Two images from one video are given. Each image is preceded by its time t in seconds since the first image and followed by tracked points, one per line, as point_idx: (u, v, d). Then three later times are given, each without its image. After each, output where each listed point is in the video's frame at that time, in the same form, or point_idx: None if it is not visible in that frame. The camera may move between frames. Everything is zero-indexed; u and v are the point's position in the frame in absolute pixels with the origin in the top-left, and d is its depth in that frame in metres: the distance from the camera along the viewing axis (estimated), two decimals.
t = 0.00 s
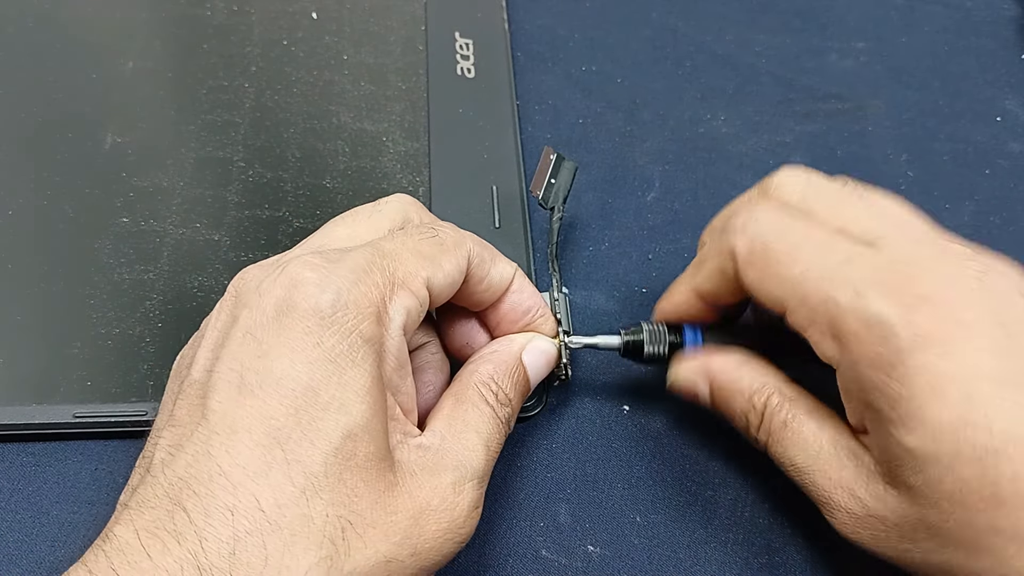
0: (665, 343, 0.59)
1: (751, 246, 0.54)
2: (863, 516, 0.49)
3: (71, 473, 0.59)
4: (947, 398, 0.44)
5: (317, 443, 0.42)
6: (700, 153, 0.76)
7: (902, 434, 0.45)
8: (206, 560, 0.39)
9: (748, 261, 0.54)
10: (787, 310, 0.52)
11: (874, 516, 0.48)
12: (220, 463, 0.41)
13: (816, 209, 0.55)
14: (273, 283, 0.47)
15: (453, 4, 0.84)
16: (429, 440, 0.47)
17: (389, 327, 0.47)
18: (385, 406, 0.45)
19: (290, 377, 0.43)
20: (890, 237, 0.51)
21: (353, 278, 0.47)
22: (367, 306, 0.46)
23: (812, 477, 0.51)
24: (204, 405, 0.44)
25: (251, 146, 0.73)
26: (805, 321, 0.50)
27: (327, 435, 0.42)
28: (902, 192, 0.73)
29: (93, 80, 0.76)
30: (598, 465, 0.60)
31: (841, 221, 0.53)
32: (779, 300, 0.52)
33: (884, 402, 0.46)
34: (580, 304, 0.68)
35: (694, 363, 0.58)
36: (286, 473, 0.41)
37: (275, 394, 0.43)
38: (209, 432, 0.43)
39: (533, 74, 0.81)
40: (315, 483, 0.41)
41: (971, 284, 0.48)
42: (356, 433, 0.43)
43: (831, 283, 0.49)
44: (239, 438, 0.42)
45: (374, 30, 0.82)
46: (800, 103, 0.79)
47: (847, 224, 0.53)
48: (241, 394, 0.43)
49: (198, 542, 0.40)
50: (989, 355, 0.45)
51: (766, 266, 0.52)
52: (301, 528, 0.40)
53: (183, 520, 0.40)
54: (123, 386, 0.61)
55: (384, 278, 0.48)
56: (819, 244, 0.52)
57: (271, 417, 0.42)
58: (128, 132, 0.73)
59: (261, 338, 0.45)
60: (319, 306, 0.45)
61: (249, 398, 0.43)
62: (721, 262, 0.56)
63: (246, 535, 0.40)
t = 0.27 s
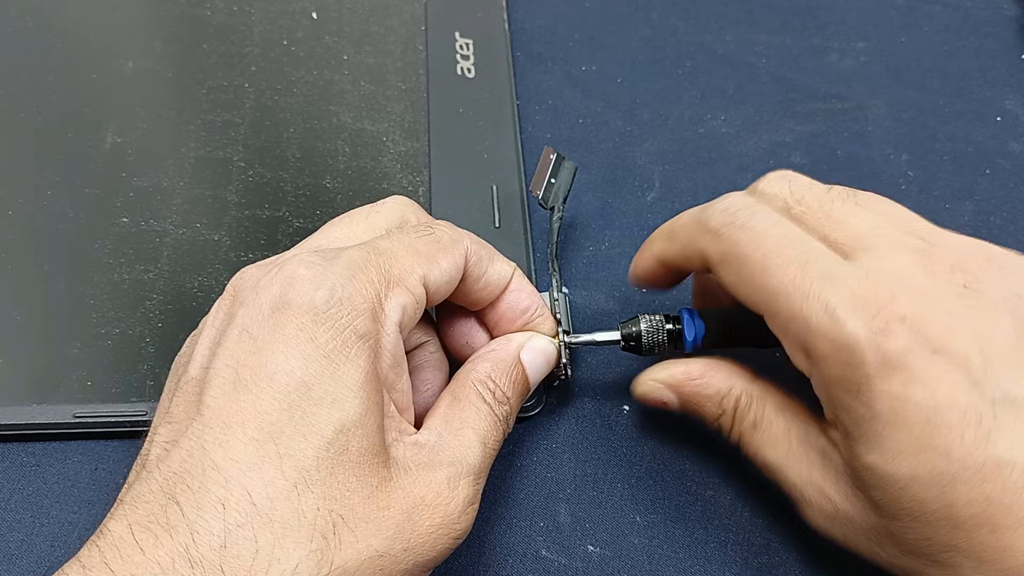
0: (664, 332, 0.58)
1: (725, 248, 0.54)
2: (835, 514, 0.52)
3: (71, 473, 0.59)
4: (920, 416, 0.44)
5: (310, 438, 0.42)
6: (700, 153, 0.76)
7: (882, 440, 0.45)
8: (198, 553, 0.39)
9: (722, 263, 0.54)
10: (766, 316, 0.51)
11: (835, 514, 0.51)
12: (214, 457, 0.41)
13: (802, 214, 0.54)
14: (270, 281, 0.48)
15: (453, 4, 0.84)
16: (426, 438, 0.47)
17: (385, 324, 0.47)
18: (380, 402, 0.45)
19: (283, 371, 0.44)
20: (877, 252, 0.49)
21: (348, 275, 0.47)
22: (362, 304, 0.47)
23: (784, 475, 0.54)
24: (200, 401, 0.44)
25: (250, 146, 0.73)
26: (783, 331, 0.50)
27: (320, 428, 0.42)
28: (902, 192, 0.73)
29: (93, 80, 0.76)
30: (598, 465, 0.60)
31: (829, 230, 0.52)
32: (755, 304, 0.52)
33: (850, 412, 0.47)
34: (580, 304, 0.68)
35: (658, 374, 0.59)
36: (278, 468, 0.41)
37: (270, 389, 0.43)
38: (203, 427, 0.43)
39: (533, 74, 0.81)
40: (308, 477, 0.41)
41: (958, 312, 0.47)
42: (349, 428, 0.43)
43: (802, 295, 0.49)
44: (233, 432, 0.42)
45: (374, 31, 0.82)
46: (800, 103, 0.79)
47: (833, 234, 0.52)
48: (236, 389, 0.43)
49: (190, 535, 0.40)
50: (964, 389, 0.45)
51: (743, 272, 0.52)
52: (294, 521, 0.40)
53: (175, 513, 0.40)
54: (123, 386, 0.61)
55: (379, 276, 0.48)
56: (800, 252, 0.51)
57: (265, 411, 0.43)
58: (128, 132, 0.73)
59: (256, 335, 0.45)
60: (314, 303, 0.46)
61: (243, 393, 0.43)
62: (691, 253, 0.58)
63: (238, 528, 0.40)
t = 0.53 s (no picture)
0: (665, 338, 0.59)
1: (757, 239, 0.52)
2: (865, 513, 0.50)
3: (71, 473, 0.59)
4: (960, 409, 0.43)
5: (312, 442, 0.42)
6: (700, 153, 0.76)
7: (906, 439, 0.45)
8: (199, 557, 0.39)
9: (755, 262, 0.52)
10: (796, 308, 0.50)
11: (874, 511, 0.49)
12: (215, 460, 0.41)
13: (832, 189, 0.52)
14: (272, 284, 0.47)
15: (453, 4, 0.84)
16: (429, 439, 0.47)
17: (387, 326, 0.47)
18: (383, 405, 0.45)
19: (286, 375, 0.44)
20: (907, 233, 0.48)
21: (351, 277, 0.47)
22: (365, 305, 0.47)
23: (816, 475, 0.52)
24: (201, 404, 0.44)
25: (250, 146, 0.73)
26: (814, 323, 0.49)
27: (322, 432, 0.42)
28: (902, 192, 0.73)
29: (93, 80, 0.76)
30: (598, 465, 0.60)
31: (865, 209, 0.50)
32: (789, 299, 0.50)
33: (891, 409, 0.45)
34: (580, 304, 0.68)
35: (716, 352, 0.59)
36: (280, 472, 0.41)
37: (271, 392, 0.43)
38: (204, 430, 0.43)
39: (533, 74, 0.81)
40: (310, 481, 0.41)
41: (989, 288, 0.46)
42: (351, 432, 0.43)
43: (837, 286, 0.47)
44: (234, 435, 0.42)
45: (374, 31, 0.82)
46: (800, 103, 0.79)
47: (863, 215, 0.50)
48: (238, 393, 0.43)
49: (191, 539, 0.40)
50: (1005, 372, 0.44)
51: (773, 266, 0.51)
52: (294, 525, 0.41)
53: (176, 517, 0.40)
54: (123, 386, 0.61)
55: (382, 278, 0.48)
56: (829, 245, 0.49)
57: (266, 415, 0.42)
58: (128, 132, 0.73)
59: (258, 339, 0.45)
60: (317, 306, 0.46)
61: (245, 397, 0.43)
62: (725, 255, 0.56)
63: (239, 532, 0.40)
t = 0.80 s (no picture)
0: (664, 338, 0.58)
1: (748, 225, 0.54)
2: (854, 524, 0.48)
3: (71, 473, 0.59)
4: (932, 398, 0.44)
5: (311, 444, 0.42)
6: (700, 153, 0.76)
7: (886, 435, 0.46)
8: (197, 560, 0.39)
9: (745, 239, 0.54)
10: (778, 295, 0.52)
11: (850, 529, 0.48)
12: (215, 463, 0.41)
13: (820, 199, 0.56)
14: (273, 288, 0.48)
15: (453, 4, 0.84)
16: (430, 440, 0.47)
17: (387, 328, 0.47)
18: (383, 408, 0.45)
19: (286, 377, 0.44)
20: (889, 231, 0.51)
21: (350, 279, 0.47)
22: (365, 307, 0.47)
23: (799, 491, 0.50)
24: (201, 407, 0.44)
25: (250, 146, 0.73)
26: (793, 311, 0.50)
27: (321, 435, 0.42)
28: (902, 192, 0.73)
29: (92, 80, 0.76)
30: (598, 465, 0.60)
31: (847, 217, 0.53)
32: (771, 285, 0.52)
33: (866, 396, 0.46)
34: (580, 304, 0.68)
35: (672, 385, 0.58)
36: (279, 474, 0.41)
37: (271, 395, 0.43)
38: (204, 432, 0.43)
39: (533, 74, 0.81)
40: (309, 484, 0.41)
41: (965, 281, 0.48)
42: (350, 434, 0.43)
43: (817, 274, 0.49)
44: (234, 438, 0.42)
45: (374, 31, 0.82)
46: (800, 103, 0.79)
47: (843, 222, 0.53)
48: (238, 395, 0.43)
49: (190, 541, 0.40)
50: (976, 359, 0.44)
51: (761, 249, 0.53)
52: (294, 528, 0.40)
53: (175, 519, 0.40)
54: (122, 386, 0.61)
55: (382, 280, 0.48)
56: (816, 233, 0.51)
57: (266, 418, 0.42)
58: (128, 132, 0.73)
59: (258, 342, 0.45)
60: (317, 308, 0.46)
61: (245, 400, 0.43)
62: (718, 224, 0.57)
63: (237, 534, 0.40)
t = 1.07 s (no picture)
0: (661, 335, 0.59)
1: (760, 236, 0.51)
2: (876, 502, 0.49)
3: (71, 473, 0.59)
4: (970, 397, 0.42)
5: (309, 445, 0.42)
6: (700, 153, 0.76)
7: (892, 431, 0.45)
8: (197, 560, 0.40)
9: (758, 254, 0.51)
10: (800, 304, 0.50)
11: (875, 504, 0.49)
12: (214, 464, 0.41)
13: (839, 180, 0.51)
14: (272, 288, 0.47)
15: (453, 4, 0.83)
16: (429, 440, 0.47)
17: (387, 329, 0.47)
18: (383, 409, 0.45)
19: (285, 378, 0.43)
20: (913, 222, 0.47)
21: (350, 280, 0.47)
22: (365, 308, 0.47)
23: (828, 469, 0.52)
24: (200, 407, 0.44)
25: (250, 146, 0.73)
26: (819, 316, 0.48)
27: (320, 435, 0.42)
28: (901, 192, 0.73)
29: (92, 80, 0.76)
30: (598, 465, 0.60)
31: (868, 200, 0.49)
32: (794, 294, 0.50)
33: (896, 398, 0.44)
34: (580, 305, 0.68)
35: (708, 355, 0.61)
36: (278, 475, 0.41)
37: (270, 395, 0.43)
38: (204, 433, 0.43)
39: (533, 74, 0.81)
40: (309, 485, 0.41)
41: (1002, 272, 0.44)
42: (349, 435, 0.43)
43: (843, 280, 0.46)
44: (233, 439, 0.42)
45: (374, 31, 0.82)
46: (800, 103, 0.79)
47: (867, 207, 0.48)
48: (237, 396, 0.43)
49: (190, 542, 0.40)
50: None
51: (778, 259, 0.50)
52: (293, 527, 0.40)
53: (174, 520, 0.40)
54: (122, 386, 0.61)
55: (381, 281, 0.48)
56: (834, 235, 0.48)
57: (265, 419, 0.42)
58: (128, 132, 0.73)
59: (258, 342, 0.45)
60: (316, 309, 0.46)
61: (244, 400, 0.43)
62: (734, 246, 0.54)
63: (236, 535, 0.40)
